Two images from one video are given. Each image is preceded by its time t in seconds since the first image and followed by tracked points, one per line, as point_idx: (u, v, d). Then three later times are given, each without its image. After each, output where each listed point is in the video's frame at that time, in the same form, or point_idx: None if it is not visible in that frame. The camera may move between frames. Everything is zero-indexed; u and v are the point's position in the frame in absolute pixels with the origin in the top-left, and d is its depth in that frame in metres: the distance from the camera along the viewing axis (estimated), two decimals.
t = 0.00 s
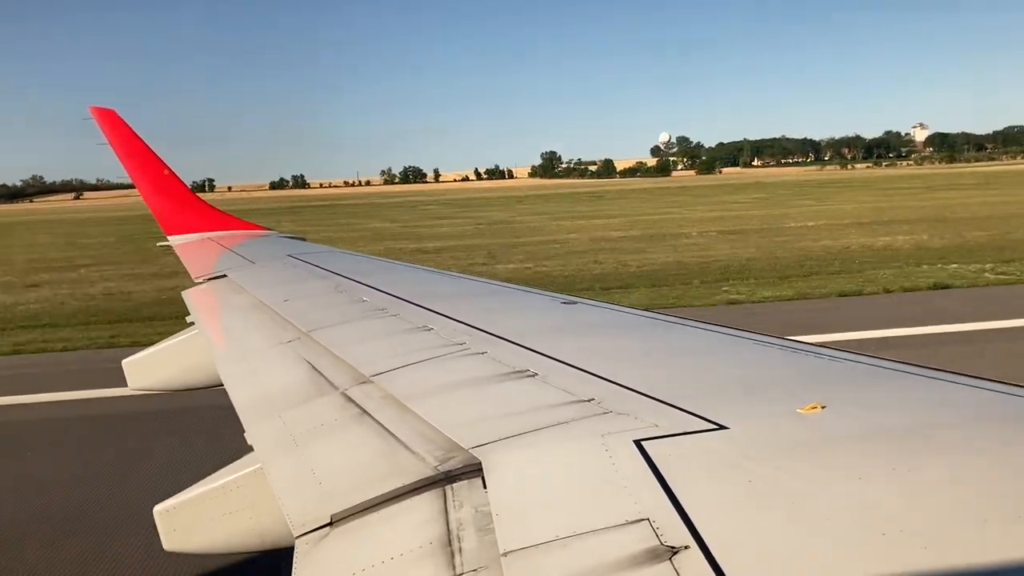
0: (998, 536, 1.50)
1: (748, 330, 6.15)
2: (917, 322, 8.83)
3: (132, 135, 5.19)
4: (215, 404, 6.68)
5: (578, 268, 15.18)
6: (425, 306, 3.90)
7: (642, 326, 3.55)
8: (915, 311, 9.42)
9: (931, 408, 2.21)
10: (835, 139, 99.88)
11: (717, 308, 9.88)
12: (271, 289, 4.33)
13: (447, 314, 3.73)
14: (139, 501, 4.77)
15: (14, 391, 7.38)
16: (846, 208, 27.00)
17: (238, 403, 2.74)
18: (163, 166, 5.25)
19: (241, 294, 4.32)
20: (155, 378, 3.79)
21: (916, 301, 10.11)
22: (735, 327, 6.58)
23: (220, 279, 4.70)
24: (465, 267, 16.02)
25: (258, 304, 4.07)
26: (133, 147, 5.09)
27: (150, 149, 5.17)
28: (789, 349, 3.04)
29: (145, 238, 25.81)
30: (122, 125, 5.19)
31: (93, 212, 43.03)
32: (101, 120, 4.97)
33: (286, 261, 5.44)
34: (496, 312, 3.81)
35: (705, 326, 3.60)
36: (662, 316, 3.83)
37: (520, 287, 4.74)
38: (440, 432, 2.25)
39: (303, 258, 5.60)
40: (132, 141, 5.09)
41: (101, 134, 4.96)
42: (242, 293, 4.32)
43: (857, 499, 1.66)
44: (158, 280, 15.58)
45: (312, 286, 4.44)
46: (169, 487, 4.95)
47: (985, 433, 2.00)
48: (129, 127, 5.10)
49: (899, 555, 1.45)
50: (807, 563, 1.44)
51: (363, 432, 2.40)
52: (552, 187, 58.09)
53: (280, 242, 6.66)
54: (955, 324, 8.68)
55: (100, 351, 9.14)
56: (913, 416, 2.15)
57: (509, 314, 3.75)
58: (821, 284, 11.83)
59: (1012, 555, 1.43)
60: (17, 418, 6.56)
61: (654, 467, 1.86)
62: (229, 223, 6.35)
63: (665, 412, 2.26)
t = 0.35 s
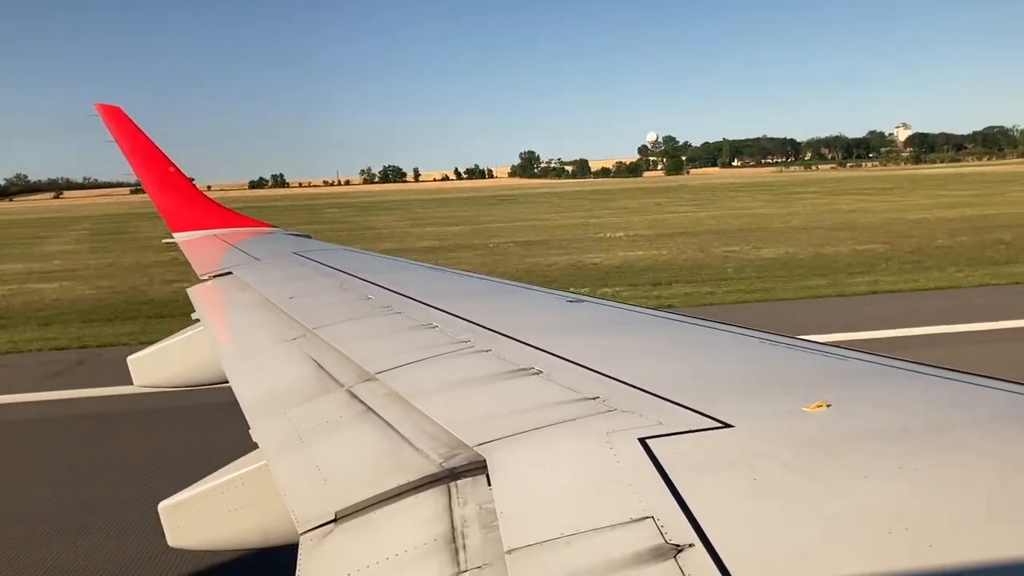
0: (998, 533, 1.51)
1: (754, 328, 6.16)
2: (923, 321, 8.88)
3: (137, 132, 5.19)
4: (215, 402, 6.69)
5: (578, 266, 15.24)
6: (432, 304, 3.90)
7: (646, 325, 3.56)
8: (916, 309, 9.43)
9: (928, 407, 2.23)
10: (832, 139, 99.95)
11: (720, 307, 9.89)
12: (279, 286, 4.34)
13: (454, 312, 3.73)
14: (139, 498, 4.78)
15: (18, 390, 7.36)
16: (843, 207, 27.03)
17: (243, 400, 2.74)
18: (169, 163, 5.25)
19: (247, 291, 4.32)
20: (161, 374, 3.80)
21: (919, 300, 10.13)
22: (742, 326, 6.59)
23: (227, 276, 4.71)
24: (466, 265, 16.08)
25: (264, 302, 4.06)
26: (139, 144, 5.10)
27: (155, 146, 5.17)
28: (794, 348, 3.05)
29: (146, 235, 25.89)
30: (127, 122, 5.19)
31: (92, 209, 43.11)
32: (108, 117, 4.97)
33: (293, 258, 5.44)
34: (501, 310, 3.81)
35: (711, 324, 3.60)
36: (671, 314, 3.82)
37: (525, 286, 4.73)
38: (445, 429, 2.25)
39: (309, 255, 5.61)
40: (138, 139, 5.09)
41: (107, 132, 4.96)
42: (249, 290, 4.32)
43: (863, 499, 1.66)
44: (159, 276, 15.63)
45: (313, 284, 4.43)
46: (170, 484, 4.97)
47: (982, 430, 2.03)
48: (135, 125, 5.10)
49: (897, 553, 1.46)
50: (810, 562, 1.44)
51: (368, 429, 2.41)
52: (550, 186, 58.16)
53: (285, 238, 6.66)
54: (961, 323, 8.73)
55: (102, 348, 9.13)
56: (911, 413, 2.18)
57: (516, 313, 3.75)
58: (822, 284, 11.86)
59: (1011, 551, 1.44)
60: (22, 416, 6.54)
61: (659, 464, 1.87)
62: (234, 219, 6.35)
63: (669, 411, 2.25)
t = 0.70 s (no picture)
0: (1003, 534, 1.51)
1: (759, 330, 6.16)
2: (925, 322, 8.88)
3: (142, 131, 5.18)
4: (217, 401, 6.68)
5: (581, 267, 15.26)
6: (436, 304, 3.89)
7: (649, 325, 3.56)
8: (920, 311, 9.42)
9: (930, 408, 2.24)
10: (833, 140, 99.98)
11: (722, 308, 9.91)
12: (282, 285, 4.34)
13: (458, 312, 3.72)
14: (141, 497, 4.78)
15: (23, 388, 7.37)
16: (845, 208, 27.03)
17: (247, 399, 2.74)
18: (174, 162, 5.25)
19: (251, 290, 4.32)
20: (163, 373, 3.80)
21: (922, 300, 10.13)
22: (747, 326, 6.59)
23: (231, 275, 4.70)
24: (469, 266, 16.09)
25: (268, 302, 4.06)
26: (144, 143, 5.09)
27: (160, 145, 5.17)
28: (797, 349, 3.05)
29: (149, 233, 25.90)
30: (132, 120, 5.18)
31: (94, 208, 43.17)
32: (113, 116, 4.96)
33: (297, 257, 5.44)
34: (505, 310, 3.80)
35: (715, 325, 3.60)
36: (676, 316, 3.82)
37: (529, 286, 4.72)
38: (448, 430, 2.25)
39: (313, 254, 5.61)
40: (143, 138, 5.09)
41: (113, 131, 4.95)
42: (253, 290, 4.32)
43: (866, 501, 1.66)
44: (163, 275, 15.65)
45: (317, 283, 4.43)
46: (172, 483, 4.96)
47: (986, 431, 2.03)
48: (140, 124, 5.10)
49: (899, 554, 1.46)
50: (814, 564, 1.44)
51: (373, 429, 2.41)
52: (551, 186, 58.14)
53: (289, 237, 6.66)
54: (964, 323, 8.73)
55: (106, 346, 9.14)
56: (915, 414, 2.18)
57: (520, 313, 3.75)
58: (825, 284, 11.86)
59: (1014, 552, 1.44)
60: (24, 414, 6.53)
61: (664, 465, 1.87)
62: (238, 218, 6.35)
63: (672, 412, 2.25)
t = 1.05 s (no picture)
0: (999, 537, 1.51)
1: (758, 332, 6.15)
2: (926, 325, 8.89)
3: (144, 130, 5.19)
4: (217, 401, 6.68)
5: (581, 268, 15.27)
6: (436, 304, 3.90)
7: (648, 327, 3.57)
8: (920, 314, 9.41)
9: (928, 411, 2.25)
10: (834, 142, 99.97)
11: (722, 310, 9.91)
12: (282, 285, 4.34)
13: (458, 313, 3.73)
14: (141, 496, 4.78)
15: (22, 387, 7.37)
16: (845, 211, 27.01)
17: (246, 399, 2.74)
18: (175, 162, 5.25)
19: (251, 290, 4.32)
20: (164, 372, 3.80)
21: (923, 304, 10.13)
22: (746, 328, 6.58)
23: (231, 275, 4.71)
24: (471, 266, 16.11)
25: (269, 302, 4.06)
26: (146, 142, 5.10)
27: (162, 145, 5.18)
28: (796, 351, 3.06)
29: (150, 233, 25.93)
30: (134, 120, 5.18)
31: (96, 207, 43.22)
32: (115, 116, 4.96)
33: (297, 257, 5.44)
34: (505, 311, 3.81)
35: (714, 327, 3.61)
36: (675, 317, 3.83)
37: (528, 287, 4.73)
38: (447, 431, 2.26)
39: (312, 254, 5.62)
40: (145, 138, 5.09)
41: (115, 131, 4.95)
42: (253, 290, 4.32)
43: (863, 503, 1.67)
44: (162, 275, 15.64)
45: (318, 283, 4.43)
46: (172, 482, 4.96)
47: (984, 434, 2.04)
48: (142, 123, 5.10)
49: (896, 557, 1.46)
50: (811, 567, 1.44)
51: (372, 429, 2.41)
52: (552, 186, 58.17)
53: (289, 237, 6.66)
54: (964, 327, 8.73)
55: (105, 346, 9.13)
56: (914, 418, 2.19)
57: (519, 314, 3.75)
58: (825, 287, 11.86)
59: (1011, 555, 1.44)
60: (24, 414, 6.53)
61: (661, 467, 1.87)
62: (238, 218, 6.35)
63: (671, 414, 2.26)
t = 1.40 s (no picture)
0: (995, 541, 1.51)
1: (752, 336, 6.17)
2: (919, 330, 8.91)
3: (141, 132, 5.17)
4: (213, 403, 6.68)
5: (576, 271, 15.29)
6: (432, 307, 3.90)
7: (644, 330, 3.57)
8: (913, 319, 9.43)
9: (923, 415, 2.25)
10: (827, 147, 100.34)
11: (716, 314, 9.92)
12: (277, 287, 4.34)
13: (454, 315, 3.73)
14: (136, 498, 4.76)
15: (16, 388, 7.35)
16: (838, 216, 27.07)
17: (241, 400, 2.74)
18: (171, 164, 5.24)
19: (246, 291, 4.32)
20: (158, 373, 3.80)
21: (915, 308, 10.16)
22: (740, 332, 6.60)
23: (227, 276, 4.70)
24: (468, 268, 16.13)
25: (264, 304, 4.05)
26: (142, 143, 5.09)
27: (158, 146, 5.16)
28: (792, 355, 3.07)
29: (147, 234, 25.93)
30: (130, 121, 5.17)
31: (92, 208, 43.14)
32: (111, 118, 4.95)
33: (292, 258, 5.44)
34: (500, 314, 3.82)
35: (711, 330, 3.61)
36: (672, 321, 3.83)
37: (525, 289, 4.73)
38: (442, 433, 2.26)
39: (307, 256, 5.61)
40: (141, 140, 5.08)
41: (111, 132, 4.94)
42: (248, 291, 4.32)
43: (858, 506, 1.67)
44: (155, 277, 15.61)
45: (314, 285, 4.43)
46: (167, 485, 4.94)
47: (978, 438, 2.04)
48: (138, 125, 5.09)
49: (888, 561, 1.46)
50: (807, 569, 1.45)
51: (367, 432, 2.40)
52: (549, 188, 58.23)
53: (284, 239, 6.65)
54: (957, 332, 8.76)
55: (99, 347, 9.11)
56: (910, 421, 2.19)
57: (516, 317, 3.75)
58: (819, 292, 11.88)
59: (1004, 558, 1.45)
60: (18, 415, 6.51)
61: (656, 470, 1.87)
62: (233, 220, 6.34)
63: (666, 418, 2.26)
